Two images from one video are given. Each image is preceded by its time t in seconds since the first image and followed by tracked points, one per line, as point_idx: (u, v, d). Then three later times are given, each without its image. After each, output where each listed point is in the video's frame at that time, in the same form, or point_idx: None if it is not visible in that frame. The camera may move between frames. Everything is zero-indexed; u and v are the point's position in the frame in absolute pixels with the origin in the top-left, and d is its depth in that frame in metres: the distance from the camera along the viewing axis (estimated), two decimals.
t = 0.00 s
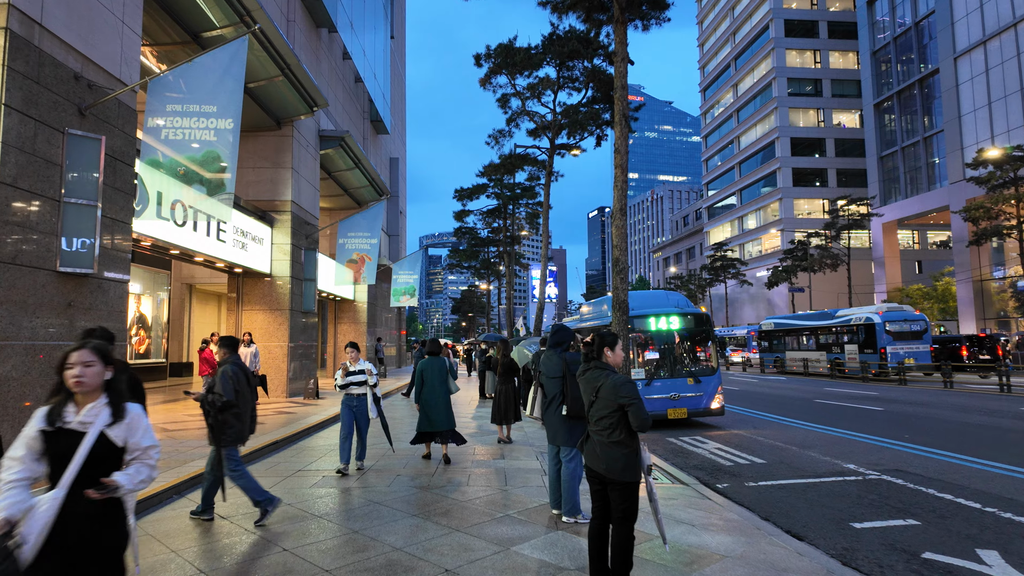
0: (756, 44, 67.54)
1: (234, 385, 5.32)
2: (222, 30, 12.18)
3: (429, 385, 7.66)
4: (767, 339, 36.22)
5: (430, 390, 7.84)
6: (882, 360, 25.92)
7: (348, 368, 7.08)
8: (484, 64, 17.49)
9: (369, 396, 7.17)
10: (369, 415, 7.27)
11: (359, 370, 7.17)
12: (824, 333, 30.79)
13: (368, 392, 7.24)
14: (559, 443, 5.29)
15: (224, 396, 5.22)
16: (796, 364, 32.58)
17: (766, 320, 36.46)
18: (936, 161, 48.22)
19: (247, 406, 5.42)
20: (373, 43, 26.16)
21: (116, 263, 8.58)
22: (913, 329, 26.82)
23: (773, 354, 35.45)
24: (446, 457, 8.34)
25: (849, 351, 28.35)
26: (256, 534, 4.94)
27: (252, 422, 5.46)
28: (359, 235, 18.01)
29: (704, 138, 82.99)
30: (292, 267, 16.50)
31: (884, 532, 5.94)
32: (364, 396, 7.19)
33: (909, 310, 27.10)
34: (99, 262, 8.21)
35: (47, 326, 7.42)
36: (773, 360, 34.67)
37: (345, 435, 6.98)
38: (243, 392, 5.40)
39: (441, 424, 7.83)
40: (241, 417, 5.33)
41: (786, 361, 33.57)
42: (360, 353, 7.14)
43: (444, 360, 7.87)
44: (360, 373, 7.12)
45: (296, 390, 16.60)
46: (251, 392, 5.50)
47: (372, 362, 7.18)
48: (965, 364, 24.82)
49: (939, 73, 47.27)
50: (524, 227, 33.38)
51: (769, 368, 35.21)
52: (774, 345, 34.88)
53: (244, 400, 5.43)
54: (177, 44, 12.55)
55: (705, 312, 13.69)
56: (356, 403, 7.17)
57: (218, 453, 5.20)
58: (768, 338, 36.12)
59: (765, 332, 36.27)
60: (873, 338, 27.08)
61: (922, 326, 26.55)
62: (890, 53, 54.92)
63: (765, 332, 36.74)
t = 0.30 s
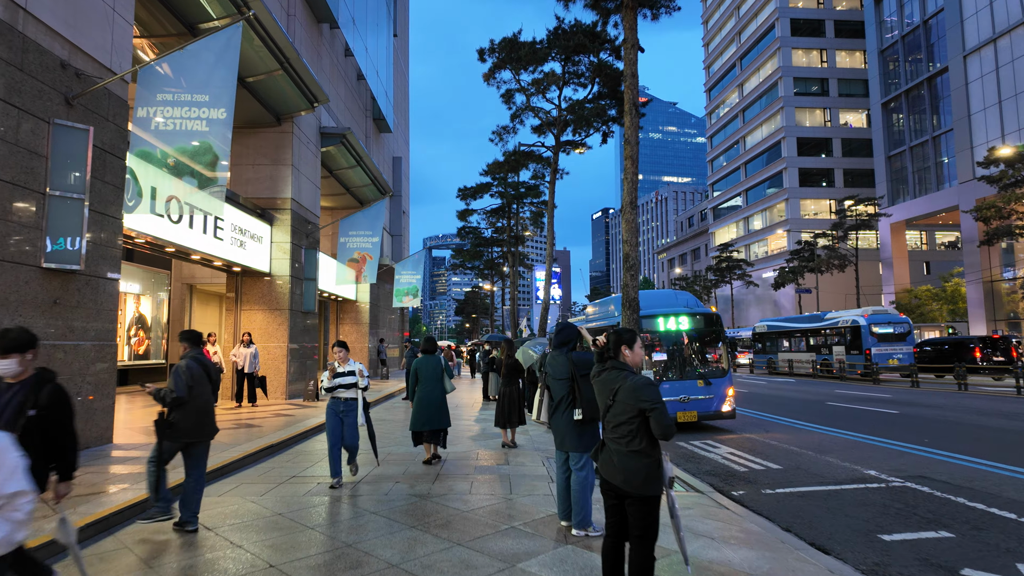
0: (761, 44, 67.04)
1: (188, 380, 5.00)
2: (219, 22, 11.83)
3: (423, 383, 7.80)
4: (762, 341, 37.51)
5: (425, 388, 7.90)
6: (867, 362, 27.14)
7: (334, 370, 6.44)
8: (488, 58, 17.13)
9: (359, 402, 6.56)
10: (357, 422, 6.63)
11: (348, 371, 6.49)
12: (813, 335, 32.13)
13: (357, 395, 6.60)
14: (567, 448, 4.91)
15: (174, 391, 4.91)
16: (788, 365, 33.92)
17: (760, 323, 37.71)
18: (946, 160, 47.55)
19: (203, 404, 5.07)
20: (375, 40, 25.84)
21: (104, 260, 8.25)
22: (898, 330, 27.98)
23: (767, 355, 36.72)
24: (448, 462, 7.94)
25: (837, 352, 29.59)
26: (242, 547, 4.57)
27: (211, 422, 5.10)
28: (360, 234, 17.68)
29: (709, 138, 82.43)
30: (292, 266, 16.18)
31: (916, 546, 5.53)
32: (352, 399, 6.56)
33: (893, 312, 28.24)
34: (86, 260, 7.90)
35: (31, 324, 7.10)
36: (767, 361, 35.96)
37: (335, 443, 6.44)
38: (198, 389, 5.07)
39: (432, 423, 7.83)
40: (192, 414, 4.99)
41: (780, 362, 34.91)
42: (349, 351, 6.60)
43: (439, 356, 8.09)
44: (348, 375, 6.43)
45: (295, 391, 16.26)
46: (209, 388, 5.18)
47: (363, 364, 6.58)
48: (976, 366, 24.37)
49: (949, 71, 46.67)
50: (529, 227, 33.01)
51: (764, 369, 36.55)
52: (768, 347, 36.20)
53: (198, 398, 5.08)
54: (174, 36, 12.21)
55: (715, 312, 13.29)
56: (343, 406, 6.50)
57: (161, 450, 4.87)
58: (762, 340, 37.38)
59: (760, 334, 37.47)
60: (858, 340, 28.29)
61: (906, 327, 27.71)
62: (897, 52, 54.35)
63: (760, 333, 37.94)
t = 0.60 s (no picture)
0: (764, 44, 66.69)
1: (130, 389, 4.62)
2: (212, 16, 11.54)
3: (419, 389, 7.46)
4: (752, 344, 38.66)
5: (421, 395, 7.57)
6: (850, 363, 28.27)
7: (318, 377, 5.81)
8: (489, 55, 16.81)
9: (346, 412, 5.82)
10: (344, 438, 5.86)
11: (334, 380, 5.83)
12: (801, 338, 33.29)
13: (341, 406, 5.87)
14: (573, 461, 4.54)
15: (115, 402, 4.54)
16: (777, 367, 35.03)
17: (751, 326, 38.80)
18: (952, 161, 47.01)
19: (151, 413, 4.74)
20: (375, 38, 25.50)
21: (87, 260, 7.88)
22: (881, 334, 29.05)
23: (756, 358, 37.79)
24: (447, 471, 7.57)
25: (823, 355, 30.70)
26: (220, 571, 4.19)
27: (161, 431, 4.77)
28: (359, 233, 17.32)
29: (711, 140, 82.08)
30: (288, 267, 15.84)
31: (949, 565, 5.15)
32: (336, 410, 5.83)
33: (875, 316, 29.51)
34: (68, 260, 7.55)
35: (7, 326, 6.73)
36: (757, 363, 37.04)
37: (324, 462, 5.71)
38: (143, 398, 4.71)
39: (430, 430, 7.52)
40: (137, 425, 4.67)
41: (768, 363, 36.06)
42: (335, 357, 5.99)
43: (436, 362, 7.77)
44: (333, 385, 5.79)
45: (292, 395, 15.89)
46: (158, 396, 4.83)
47: (351, 372, 5.95)
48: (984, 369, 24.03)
49: (954, 71, 46.23)
50: (530, 227, 32.68)
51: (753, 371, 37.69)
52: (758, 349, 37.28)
53: (145, 406, 4.74)
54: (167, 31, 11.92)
55: (722, 314, 12.93)
56: (326, 421, 5.77)
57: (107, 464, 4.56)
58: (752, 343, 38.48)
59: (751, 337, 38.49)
60: (843, 343, 29.43)
61: (888, 331, 28.87)
62: (901, 52, 53.99)
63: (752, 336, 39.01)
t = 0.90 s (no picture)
0: (766, 43, 66.25)
1: (68, 375, 4.63)
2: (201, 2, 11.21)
3: (414, 385, 7.21)
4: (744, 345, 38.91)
5: (416, 391, 7.32)
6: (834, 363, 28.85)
7: (295, 376, 5.26)
8: (489, 48, 16.45)
9: (327, 415, 5.25)
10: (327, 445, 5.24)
11: (314, 379, 5.29)
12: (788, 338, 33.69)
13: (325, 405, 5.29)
14: (577, 467, 4.19)
15: (51, 390, 4.54)
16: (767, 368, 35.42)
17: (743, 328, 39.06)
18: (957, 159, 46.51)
19: (92, 399, 4.72)
20: (373, 33, 25.09)
21: (67, 255, 7.53)
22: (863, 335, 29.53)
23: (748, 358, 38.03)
24: (444, 475, 7.18)
25: (809, 355, 31.09)
26: None
27: (106, 417, 4.81)
28: (356, 230, 16.96)
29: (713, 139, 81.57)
30: (284, 265, 15.48)
31: None
32: (319, 413, 5.27)
33: (860, 317, 29.86)
34: (47, 254, 7.20)
35: None
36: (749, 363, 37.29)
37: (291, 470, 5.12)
38: (84, 384, 4.70)
39: (427, 429, 7.26)
40: (81, 413, 4.67)
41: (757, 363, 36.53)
42: (316, 353, 5.44)
43: (431, 358, 7.51)
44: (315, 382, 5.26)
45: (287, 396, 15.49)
46: (100, 382, 4.81)
47: (333, 369, 5.40)
48: (992, 369, 23.62)
49: (959, 68, 45.74)
50: (531, 226, 32.28)
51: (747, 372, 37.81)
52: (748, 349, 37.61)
53: (87, 393, 4.73)
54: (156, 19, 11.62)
55: (730, 312, 12.58)
56: (305, 423, 5.20)
57: (49, 454, 4.60)
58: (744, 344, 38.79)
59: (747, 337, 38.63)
60: (827, 343, 29.91)
61: (871, 332, 29.32)
62: (906, 50, 53.52)
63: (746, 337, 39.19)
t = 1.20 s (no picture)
0: (773, 42, 65.69)
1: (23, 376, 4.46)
2: None
3: (408, 391, 6.91)
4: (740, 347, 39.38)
5: (410, 397, 7.01)
6: (825, 364, 29.71)
7: (264, 392, 4.54)
8: (492, 43, 16.12)
9: (302, 434, 4.56)
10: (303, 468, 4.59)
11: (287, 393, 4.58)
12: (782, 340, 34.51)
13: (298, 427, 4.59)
14: (589, 481, 3.82)
15: (6, 390, 4.38)
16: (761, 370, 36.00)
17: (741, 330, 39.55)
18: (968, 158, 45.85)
19: (51, 401, 4.55)
20: (376, 31, 24.79)
21: (53, 255, 7.21)
22: (854, 337, 30.45)
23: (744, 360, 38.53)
24: (446, 485, 6.82)
25: (802, 356, 31.94)
26: None
27: (66, 419, 4.63)
28: (357, 229, 16.67)
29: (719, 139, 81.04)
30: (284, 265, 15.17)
31: None
32: (292, 431, 4.57)
33: (850, 319, 30.81)
34: (31, 253, 6.88)
35: None
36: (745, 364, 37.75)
37: (260, 497, 4.26)
38: (41, 384, 4.53)
39: (423, 434, 6.96)
40: (39, 414, 4.50)
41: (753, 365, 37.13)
42: (290, 363, 4.70)
43: (424, 364, 7.17)
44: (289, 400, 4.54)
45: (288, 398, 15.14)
46: (60, 384, 4.62)
47: (309, 382, 4.64)
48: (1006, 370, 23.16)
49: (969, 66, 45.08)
50: (536, 225, 31.94)
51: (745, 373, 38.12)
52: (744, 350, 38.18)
53: (45, 394, 4.56)
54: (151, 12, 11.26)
55: (741, 313, 12.20)
56: (273, 445, 4.47)
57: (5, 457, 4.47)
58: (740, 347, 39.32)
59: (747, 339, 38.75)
60: (818, 345, 30.82)
61: (861, 334, 30.25)
62: (914, 48, 52.92)
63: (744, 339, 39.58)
